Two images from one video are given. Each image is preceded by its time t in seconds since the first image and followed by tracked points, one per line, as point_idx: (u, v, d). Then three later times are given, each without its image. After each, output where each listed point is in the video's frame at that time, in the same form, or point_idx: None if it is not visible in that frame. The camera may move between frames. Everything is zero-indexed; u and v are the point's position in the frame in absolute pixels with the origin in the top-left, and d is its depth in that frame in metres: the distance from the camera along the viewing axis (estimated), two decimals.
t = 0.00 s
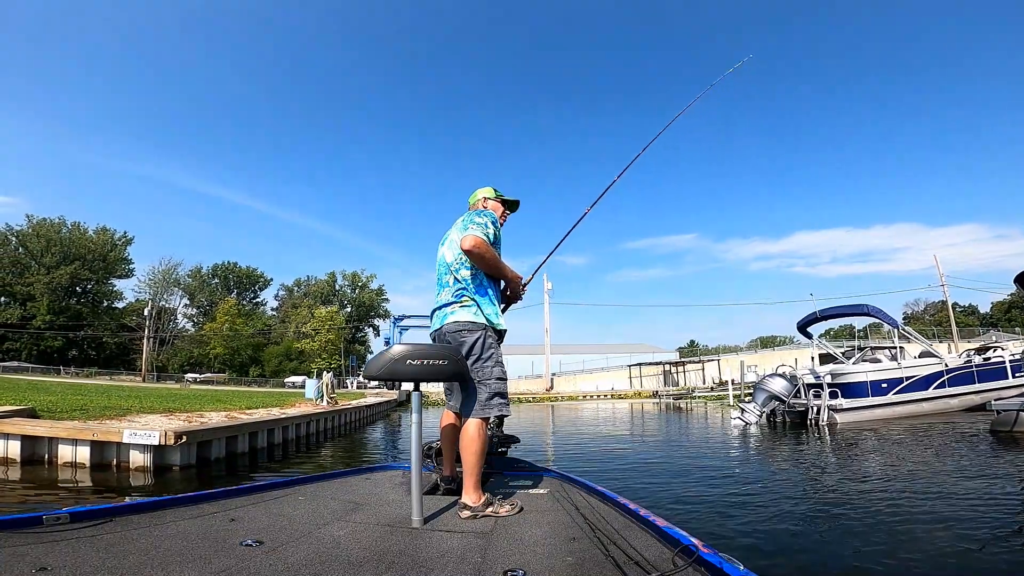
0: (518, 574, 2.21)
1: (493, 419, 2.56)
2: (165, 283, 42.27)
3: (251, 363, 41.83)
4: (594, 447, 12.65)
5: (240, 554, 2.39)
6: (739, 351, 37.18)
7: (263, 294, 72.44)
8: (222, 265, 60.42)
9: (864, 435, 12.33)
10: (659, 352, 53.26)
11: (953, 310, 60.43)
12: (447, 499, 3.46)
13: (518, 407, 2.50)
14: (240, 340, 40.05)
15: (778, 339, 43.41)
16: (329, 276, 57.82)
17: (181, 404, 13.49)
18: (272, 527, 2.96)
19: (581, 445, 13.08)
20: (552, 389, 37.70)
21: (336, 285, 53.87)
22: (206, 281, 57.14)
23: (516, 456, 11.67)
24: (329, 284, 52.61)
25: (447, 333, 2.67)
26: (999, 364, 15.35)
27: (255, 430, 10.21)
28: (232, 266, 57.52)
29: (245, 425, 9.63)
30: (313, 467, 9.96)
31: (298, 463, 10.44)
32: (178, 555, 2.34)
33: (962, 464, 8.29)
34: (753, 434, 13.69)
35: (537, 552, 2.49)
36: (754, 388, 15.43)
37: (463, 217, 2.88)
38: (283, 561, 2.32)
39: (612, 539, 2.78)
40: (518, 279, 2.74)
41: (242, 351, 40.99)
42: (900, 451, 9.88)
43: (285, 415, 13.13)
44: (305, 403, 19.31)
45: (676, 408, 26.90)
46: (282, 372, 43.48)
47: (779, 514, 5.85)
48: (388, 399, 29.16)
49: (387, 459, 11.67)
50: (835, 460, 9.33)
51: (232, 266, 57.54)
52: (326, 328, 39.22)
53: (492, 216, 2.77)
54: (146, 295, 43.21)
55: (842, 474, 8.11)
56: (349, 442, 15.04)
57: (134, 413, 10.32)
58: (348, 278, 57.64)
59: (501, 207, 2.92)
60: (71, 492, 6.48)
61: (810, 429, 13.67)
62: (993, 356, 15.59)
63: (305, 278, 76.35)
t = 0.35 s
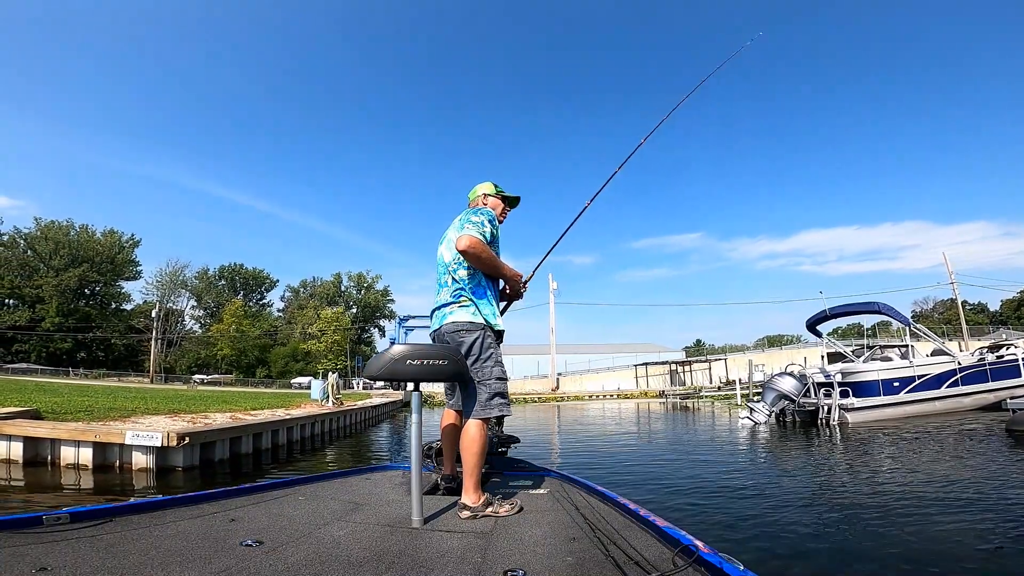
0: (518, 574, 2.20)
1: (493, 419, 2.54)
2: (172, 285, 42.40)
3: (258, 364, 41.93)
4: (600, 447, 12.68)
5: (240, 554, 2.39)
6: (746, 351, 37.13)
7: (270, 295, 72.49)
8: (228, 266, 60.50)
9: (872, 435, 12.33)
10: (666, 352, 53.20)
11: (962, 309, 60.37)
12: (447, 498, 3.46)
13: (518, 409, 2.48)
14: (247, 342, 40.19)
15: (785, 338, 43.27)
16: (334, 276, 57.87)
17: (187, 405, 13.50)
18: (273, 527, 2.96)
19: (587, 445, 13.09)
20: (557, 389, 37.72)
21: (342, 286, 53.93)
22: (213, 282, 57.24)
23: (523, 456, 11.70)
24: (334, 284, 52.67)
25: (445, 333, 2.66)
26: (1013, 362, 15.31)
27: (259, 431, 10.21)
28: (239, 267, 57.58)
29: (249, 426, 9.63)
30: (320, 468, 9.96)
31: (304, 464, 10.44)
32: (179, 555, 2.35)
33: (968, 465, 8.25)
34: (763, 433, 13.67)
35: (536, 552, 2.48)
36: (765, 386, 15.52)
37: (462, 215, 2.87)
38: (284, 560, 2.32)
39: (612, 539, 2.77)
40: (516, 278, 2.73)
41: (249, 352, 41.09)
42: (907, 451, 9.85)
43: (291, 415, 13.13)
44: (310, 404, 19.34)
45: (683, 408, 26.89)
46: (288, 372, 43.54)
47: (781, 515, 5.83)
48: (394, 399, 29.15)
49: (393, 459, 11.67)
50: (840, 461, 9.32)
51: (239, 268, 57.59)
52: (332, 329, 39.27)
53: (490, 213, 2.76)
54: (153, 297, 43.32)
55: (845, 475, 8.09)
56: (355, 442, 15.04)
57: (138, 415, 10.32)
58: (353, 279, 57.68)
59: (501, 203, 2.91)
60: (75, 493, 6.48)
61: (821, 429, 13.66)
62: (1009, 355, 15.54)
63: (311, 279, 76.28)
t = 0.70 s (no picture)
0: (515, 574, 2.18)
1: (492, 420, 2.51)
2: (175, 286, 42.39)
3: (261, 365, 41.94)
4: (604, 448, 12.68)
5: (238, 554, 2.37)
6: (750, 351, 37.13)
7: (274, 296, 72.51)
8: (231, 267, 60.52)
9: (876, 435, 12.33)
10: (670, 352, 53.15)
11: (968, 308, 60.28)
12: (445, 498, 3.44)
13: (517, 409, 2.45)
14: (250, 343, 40.25)
15: (789, 337, 43.21)
16: (337, 277, 57.91)
17: (189, 406, 13.48)
18: (271, 527, 2.94)
19: (590, 446, 13.09)
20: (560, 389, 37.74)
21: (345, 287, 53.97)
22: (216, 283, 57.24)
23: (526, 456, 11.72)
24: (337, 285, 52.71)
25: (445, 333, 2.63)
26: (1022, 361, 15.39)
27: (259, 432, 10.18)
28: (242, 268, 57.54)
29: (249, 427, 9.60)
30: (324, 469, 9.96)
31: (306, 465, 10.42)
32: (175, 555, 2.32)
33: (971, 465, 8.24)
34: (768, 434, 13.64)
35: (535, 553, 2.46)
36: (770, 386, 15.21)
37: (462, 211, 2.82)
38: (282, 560, 2.29)
39: (612, 539, 2.75)
40: (516, 274, 2.69)
41: (252, 353, 41.08)
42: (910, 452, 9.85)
43: (293, 416, 13.13)
44: (312, 404, 19.34)
45: (687, 408, 26.89)
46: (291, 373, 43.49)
47: (782, 516, 5.82)
48: (396, 400, 29.10)
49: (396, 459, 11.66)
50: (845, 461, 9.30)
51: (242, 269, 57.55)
52: (335, 329, 39.27)
53: (489, 209, 2.71)
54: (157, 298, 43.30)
55: (846, 476, 8.07)
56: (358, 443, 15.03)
57: (140, 416, 10.29)
58: (356, 280, 57.70)
59: (502, 198, 2.86)
60: (73, 495, 6.46)
61: (829, 429, 13.60)
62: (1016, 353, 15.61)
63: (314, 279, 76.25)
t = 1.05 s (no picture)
0: (513, 573, 2.18)
1: (492, 420, 2.50)
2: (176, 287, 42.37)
3: (262, 365, 41.93)
4: (605, 448, 12.68)
5: (235, 554, 2.36)
6: (751, 351, 37.13)
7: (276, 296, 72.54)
8: (232, 267, 60.56)
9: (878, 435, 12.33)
10: (671, 351, 53.14)
11: (970, 307, 60.25)
12: (443, 498, 3.43)
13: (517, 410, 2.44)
14: (251, 343, 40.22)
15: (790, 337, 43.12)
16: (337, 277, 57.94)
17: (188, 407, 13.48)
18: (269, 527, 2.93)
19: (591, 446, 13.10)
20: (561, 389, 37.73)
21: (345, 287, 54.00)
22: (217, 283, 57.27)
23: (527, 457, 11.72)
24: (337, 286, 52.73)
25: (446, 332, 2.61)
26: None
27: (256, 433, 10.17)
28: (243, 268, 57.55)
29: (244, 428, 9.59)
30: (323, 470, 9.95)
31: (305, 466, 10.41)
32: (173, 556, 2.31)
33: (974, 466, 8.22)
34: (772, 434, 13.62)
35: (532, 552, 2.46)
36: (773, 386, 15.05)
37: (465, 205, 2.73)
38: (280, 560, 2.29)
39: (609, 538, 2.75)
40: (518, 272, 2.62)
41: (253, 353, 41.05)
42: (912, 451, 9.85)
43: (291, 416, 13.13)
44: (312, 404, 19.35)
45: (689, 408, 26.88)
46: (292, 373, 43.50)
47: (782, 516, 5.80)
48: (396, 400, 29.08)
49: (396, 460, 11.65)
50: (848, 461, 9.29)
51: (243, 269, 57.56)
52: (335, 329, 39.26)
53: (492, 205, 2.61)
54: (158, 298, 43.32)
55: (848, 476, 8.04)
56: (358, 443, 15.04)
57: (136, 416, 10.28)
58: (357, 280, 57.74)
59: (506, 193, 2.76)
60: (66, 496, 6.45)
61: (832, 429, 13.61)
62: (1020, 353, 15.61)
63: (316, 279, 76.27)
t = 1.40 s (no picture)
0: (514, 573, 2.17)
1: (490, 420, 2.49)
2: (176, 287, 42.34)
3: (262, 365, 41.90)
4: (605, 448, 12.67)
5: (235, 555, 2.35)
6: (753, 351, 37.10)
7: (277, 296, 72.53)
8: (233, 267, 60.58)
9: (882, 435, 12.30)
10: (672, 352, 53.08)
11: (972, 306, 60.15)
12: (443, 498, 3.41)
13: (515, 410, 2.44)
14: (251, 343, 40.17)
15: (791, 336, 43.06)
16: (338, 277, 57.95)
17: (185, 407, 13.48)
18: (269, 527, 2.93)
19: (591, 446, 13.09)
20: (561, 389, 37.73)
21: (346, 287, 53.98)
22: (218, 283, 57.30)
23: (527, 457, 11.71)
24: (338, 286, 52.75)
25: (442, 331, 2.60)
26: None
27: (252, 433, 10.17)
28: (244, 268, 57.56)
29: (240, 429, 9.59)
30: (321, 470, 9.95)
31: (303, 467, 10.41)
32: (174, 556, 2.31)
33: (978, 466, 8.19)
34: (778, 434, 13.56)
35: (532, 552, 2.45)
36: (777, 386, 15.10)
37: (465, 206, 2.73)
38: (280, 560, 2.28)
39: (610, 538, 2.74)
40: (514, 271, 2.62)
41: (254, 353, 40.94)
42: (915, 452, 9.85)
43: (289, 416, 13.14)
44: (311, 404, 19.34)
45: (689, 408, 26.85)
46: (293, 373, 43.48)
47: (783, 516, 5.80)
48: (396, 400, 29.08)
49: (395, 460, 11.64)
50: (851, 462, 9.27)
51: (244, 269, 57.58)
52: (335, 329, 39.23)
53: (489, 207, 2.61)
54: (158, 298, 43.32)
55: (848, 476, 8.05)
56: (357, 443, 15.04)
57: (130, 416, 10.28)
58: (358, 281, 57.77)
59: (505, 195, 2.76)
60: (58, 497, 6.46)
61: (837, 429, 13.57)
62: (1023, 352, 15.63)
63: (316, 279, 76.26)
